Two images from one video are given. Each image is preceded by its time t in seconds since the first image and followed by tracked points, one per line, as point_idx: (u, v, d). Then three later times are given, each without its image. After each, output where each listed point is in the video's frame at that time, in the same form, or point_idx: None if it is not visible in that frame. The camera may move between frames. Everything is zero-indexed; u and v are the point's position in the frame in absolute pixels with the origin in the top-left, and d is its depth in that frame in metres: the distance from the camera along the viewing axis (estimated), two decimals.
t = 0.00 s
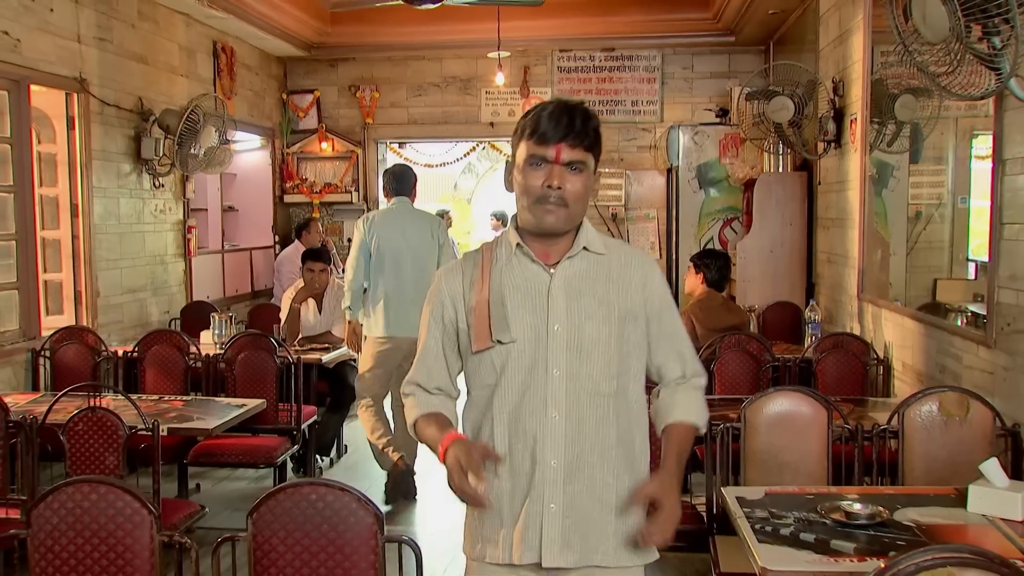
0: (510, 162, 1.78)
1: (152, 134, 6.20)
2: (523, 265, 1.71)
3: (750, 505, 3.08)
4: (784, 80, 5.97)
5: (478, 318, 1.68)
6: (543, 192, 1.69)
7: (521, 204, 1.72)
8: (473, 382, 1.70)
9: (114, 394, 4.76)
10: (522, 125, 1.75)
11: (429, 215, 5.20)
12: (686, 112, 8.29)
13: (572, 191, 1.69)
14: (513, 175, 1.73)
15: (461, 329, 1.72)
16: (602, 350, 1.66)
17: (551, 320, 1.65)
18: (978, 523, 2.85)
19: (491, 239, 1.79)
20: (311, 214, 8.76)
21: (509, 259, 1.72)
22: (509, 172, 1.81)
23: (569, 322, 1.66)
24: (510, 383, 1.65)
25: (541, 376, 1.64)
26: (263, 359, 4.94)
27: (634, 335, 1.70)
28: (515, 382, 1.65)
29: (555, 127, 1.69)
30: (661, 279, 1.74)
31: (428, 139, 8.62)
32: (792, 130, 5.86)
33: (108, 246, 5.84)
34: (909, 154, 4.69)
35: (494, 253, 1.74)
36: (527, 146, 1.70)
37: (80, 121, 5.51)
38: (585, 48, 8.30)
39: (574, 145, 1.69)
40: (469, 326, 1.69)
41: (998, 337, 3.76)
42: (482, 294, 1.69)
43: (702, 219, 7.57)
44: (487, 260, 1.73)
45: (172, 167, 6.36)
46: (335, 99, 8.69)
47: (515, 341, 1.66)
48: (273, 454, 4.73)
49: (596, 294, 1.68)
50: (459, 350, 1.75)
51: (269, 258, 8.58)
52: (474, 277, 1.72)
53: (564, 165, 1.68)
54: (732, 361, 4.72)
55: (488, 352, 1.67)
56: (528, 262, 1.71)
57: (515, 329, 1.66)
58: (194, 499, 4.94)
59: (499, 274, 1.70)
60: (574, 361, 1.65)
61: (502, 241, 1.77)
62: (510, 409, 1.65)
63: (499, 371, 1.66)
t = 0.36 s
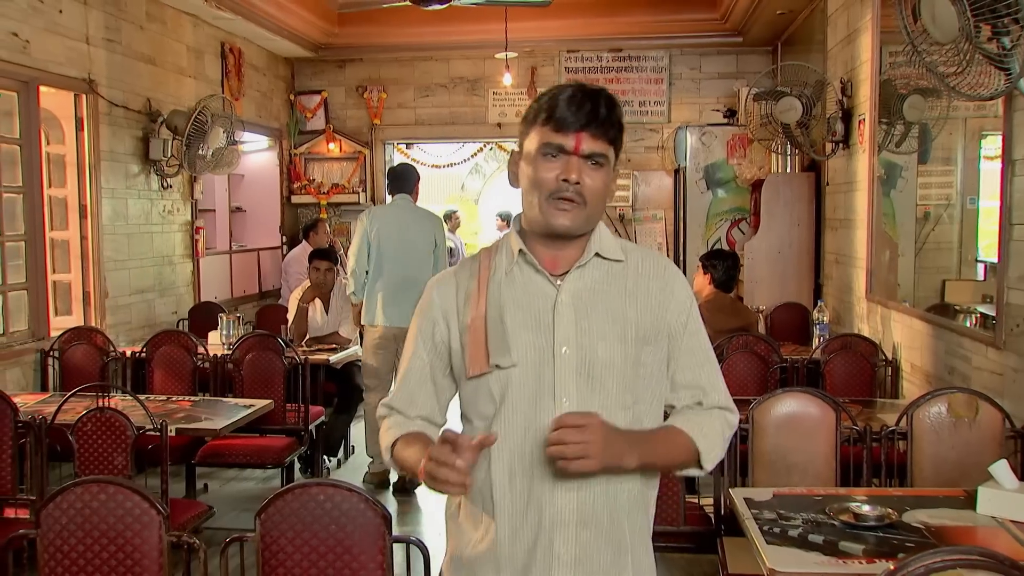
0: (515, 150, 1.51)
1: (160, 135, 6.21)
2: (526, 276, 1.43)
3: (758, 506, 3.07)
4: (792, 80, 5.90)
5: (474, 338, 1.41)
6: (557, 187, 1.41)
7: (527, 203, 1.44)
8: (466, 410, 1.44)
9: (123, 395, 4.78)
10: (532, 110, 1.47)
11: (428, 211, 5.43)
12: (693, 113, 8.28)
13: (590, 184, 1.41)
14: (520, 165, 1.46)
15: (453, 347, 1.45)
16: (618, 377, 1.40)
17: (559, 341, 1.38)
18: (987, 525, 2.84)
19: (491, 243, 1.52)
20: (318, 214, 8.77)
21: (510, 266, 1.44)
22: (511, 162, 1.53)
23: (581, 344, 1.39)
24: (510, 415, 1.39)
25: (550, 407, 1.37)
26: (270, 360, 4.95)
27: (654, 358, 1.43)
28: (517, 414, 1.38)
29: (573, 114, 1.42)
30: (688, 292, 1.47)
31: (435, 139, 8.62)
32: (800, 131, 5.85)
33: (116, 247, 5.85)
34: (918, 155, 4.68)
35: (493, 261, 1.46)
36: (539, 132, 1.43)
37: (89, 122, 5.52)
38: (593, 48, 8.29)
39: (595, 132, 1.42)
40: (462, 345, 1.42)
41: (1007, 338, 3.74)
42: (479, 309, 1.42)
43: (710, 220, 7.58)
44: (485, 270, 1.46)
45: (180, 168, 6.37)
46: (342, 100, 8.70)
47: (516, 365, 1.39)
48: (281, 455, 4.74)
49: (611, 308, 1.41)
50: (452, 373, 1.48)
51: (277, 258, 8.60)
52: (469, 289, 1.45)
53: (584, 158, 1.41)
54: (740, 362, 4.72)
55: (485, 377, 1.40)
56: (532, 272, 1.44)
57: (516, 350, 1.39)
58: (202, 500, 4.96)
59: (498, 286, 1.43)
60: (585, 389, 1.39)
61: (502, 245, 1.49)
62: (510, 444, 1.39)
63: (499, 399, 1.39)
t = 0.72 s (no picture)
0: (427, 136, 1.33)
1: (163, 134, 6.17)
2: (467, 293, 1.23)
3: (769, 509, 3.02)
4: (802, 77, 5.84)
5: (412, 373, 1.20)
6: (490, 172, 1.22)
7: (458, 197, 1.24)
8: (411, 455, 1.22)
9: (126, 396, 4.73)
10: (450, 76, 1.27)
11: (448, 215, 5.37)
12: (702, 111, 8.21)
13: (528, 159, 1.23)
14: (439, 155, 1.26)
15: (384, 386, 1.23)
16: (589, 400, 1.19)
17: (516, 365, 1.17)
18: (1003, 529, 2.78)
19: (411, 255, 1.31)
20: (323, 214, 8.73)
21: (439, 281, 1.23)
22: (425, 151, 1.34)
23: (540, 365, 1.18)
24: (467, 460, 1.17)
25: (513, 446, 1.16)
26: (274, 361, 4.91)
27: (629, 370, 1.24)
28: (475, 457, 1.17)
29: (497, 79, 1.24)
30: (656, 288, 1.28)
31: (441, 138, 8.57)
32: (811, 129, 5.78)
33: (119, 247, 5.81)
34: (930, 153, 4.61)
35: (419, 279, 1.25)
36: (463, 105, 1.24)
37: (91, 120, 5.48)
38: (601, 46, 8.23)
39: (527, 98, 1.24)
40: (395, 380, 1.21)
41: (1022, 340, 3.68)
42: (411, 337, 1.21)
43: (719, 220, 7.50)
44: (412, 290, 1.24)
45: (184, 167, 6.33)
46: (348, 98, 8.65)
47: (467, 402, 1.17)
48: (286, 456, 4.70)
49: (569, 320, 1.22)
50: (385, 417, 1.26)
51: (282, 258, 8.56)
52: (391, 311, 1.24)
53: (518, 132, 1.23)
54: (749, 363, 4.67)
55: (429, 420, 1.18)
56: (471, 280, 1.23)
57: (463, 382, 1.17)
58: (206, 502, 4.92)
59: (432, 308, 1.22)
60: (553, 419, 1.18)
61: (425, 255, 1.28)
62: (470, 494, 1.17)
63: (450, 440, 1.18)
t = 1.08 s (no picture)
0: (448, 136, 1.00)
1: (166, 131, 6.10)
2: (499, 350, 0.90)
3: (780, 512, 2.93)
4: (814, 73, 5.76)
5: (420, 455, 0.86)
6: (540, 199, 0.91)
7: (491, 229, 0.92)
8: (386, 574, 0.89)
9: (127, 397, 4.67)
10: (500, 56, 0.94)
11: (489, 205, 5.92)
12: (713, 108, 8.12)
13: (584, 184, 0.92)
14: (470, 167, 0.94)
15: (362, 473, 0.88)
16: (645, 513, 0.91)
17: (564, 458, 0.87)
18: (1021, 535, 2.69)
19: (410, 291, 0.97)
20: (328, 212, 8.67)
21: (456, 331, 0.91)
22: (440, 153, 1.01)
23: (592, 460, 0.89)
24: None
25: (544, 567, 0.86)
26: (279, 362, 4.85)
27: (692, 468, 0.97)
28: None
29: (555, 62, 0.93)
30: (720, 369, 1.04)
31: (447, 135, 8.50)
32: (824, 126, 5.71)
33: (121, 246, 5.75)
34: (945, 151, 4.51)
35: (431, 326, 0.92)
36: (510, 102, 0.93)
37: (93, 117, 5.42)
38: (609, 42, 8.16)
39: (594, 95, 0.94)
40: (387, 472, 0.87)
41: None
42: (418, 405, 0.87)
43: (730, 218, 7.41)
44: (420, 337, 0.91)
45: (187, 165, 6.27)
46: (352, 95, 8.57)
47: (490, 501, 0.85)
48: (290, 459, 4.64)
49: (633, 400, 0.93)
50: (355, 507, 0.91)
51: (286, 258, 8.49)
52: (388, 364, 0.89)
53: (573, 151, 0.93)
54: (760, 364, 4.59)
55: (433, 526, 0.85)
56: (506, 331, 0.92)
57: (486, 474, 0.85)
58: (209, 504, 4.85)
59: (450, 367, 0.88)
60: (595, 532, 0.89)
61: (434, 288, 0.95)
62: None
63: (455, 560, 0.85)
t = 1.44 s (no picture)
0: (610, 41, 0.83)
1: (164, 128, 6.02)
2: (622, 344, 0.76)
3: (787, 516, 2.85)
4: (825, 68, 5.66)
5: (506, 485, 0.69)
6: (762, 176, 0.76)
7: (655, 196, 0.78)
8: None
9: (125, 399, 4.59)
10: None
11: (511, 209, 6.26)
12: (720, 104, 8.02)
13: (822, 152, 0.77)
14: (651, 103, 0.78)
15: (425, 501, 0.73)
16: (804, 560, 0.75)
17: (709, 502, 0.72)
18: None
19: (503, 254, 0.82)
20: (329, 211, 8.60)
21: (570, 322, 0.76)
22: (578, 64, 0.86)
23: (742, 500, 0.74)
24: None
25: None
26: (279, 363, 4.77)
27: (874, 519, 0.79)
28: None
29: None
30: (919, 389, 0.85)
31: (450, 132, 8.41)
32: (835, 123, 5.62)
33: (118, 245, 5.66)
34: (959, 148, 4.41)
35: (541, 303, 0.76)
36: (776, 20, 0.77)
37: (89, 114, 5.34)
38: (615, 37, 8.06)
39: (855, 32, 0.80)
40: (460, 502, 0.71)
41: None
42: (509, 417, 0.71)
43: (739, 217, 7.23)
44: (517, 320, 0.75)
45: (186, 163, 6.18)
46: (353, 91, 8.48)
47: (606, 550, 0.70)
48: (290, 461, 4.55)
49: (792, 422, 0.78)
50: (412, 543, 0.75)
51: (286, 257, 8.41)
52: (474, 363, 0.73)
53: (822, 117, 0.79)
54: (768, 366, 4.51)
55: None
56: (634, 320, 0.77)
57: (602, 515, 0.71)
58: (207, 508, 4.78)
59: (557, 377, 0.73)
60: None
61: (545, 264, 0.79)
62: None
63: None
